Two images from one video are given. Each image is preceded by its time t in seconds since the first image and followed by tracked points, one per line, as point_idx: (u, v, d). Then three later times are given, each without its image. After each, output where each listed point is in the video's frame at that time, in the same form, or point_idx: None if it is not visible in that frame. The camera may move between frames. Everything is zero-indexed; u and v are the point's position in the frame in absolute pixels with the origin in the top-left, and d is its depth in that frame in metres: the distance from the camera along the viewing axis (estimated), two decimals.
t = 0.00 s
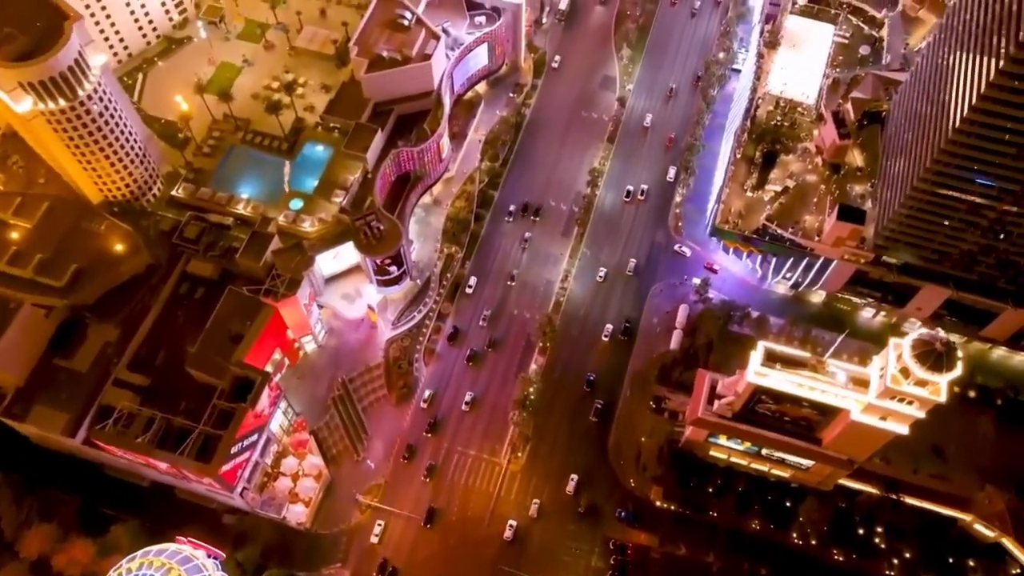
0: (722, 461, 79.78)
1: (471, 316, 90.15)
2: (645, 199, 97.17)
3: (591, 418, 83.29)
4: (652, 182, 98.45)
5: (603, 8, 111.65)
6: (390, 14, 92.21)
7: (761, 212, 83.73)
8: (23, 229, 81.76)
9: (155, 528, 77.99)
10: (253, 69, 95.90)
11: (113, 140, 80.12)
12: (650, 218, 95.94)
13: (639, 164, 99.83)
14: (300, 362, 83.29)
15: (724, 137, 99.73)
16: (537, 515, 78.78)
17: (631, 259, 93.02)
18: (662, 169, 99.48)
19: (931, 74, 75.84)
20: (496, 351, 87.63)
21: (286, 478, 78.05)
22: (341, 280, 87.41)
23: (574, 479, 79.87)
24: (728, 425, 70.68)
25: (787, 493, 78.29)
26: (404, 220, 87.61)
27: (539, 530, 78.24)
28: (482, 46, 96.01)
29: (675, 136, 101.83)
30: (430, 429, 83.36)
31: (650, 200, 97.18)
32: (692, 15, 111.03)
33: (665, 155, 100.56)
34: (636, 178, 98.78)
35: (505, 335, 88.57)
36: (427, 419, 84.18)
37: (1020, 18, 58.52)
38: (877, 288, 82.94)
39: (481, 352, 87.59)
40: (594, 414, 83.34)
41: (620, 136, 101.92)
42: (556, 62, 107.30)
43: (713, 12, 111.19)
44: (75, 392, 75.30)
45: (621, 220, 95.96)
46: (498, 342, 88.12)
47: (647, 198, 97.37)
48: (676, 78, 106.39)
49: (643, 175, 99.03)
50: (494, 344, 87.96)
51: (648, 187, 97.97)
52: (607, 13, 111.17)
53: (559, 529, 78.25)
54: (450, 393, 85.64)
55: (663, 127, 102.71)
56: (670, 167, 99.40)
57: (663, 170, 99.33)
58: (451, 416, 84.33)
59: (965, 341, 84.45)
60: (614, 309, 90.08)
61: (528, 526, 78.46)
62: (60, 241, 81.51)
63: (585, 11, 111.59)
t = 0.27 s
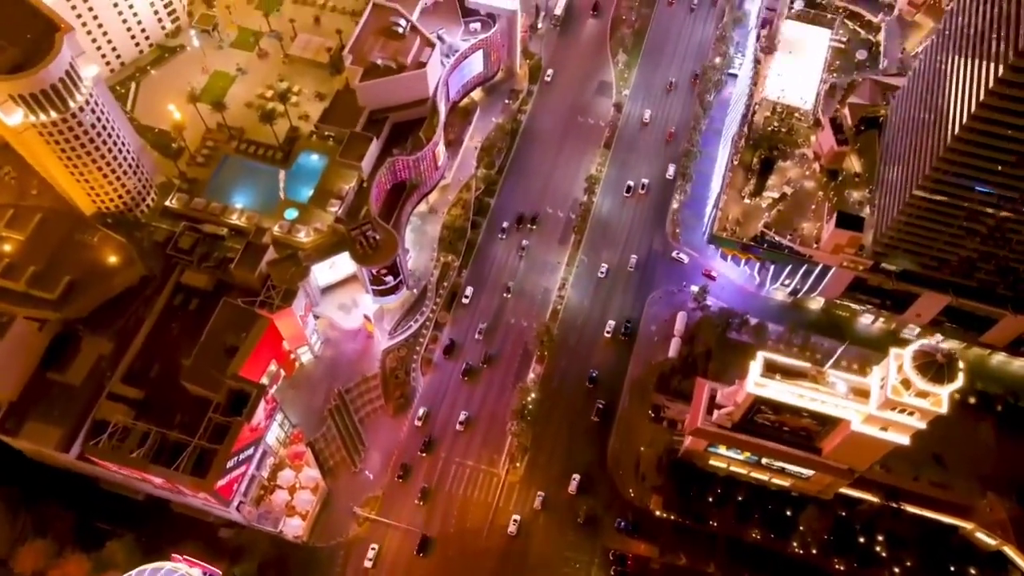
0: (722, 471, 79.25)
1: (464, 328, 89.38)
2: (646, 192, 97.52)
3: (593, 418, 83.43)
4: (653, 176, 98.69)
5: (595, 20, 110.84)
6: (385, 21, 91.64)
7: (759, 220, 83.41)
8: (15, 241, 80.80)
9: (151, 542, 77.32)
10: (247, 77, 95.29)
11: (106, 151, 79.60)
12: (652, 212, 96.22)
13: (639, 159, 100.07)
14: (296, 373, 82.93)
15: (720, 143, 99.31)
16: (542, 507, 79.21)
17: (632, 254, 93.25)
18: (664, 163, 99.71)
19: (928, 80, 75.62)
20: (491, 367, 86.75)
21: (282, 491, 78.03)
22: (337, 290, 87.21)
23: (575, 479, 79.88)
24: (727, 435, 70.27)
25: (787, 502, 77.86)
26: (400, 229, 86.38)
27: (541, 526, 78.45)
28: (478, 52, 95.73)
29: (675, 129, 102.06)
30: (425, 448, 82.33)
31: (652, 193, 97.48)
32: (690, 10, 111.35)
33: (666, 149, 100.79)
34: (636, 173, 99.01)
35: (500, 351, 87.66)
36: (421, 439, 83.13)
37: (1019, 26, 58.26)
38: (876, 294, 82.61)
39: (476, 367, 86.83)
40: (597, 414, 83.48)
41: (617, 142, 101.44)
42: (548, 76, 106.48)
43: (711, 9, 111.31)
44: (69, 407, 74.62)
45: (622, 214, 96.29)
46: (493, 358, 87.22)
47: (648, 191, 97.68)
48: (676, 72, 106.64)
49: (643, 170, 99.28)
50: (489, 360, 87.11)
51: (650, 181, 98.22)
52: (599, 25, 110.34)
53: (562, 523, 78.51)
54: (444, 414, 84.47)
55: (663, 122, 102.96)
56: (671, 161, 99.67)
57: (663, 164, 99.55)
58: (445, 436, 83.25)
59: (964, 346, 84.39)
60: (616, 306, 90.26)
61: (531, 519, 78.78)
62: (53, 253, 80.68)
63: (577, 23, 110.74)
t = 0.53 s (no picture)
0: (722, 481, 78.70)
1: (456, 343, 88.56)
2: (647, 186, 98.07)
3: (596, 418, 83.35)
4: (654, 170, 99.25)
5: (587, 35, 109.57)
6: (379, 30, 91.09)
7: (756, 227, 82.80)
8: (7, 255, 79.78)
9: (146, 559, 76.58)
10: (240, 87, 94.48)
11: (98, 164, 78.83)
12: (653, 205, 96.76)
13: (639, 154, 100.46)
14: (292, 386, 82.31)
15: (717, 149, 99.01)
16: (546, 498, 79.54)
17: (633, 250, 93.62)
18: (664, 157, 100.24)
19: (925, 87, 75.24)
20: (487, 386, 85.61)
21: (279, 506, 77.35)
22: (333, 301, 86.58)
23: (578, 479, 79.94)
24: (728, 446, 69.70)
25: (788, 512, 77.39)
26: (395, 239, 86.40)
27: (544, 522, 78.61)
28: (473, 60, 95.76)
29: (675, 123, 102.56)
30: (419, 470, 81.16)
31: (653, 186, 98.07)
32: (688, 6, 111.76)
33: (666, 142, 101.30)
34: (637, 168, 99.49)
35: (495, 369, 86.54)
36: (415, 462, 81.88)
37: (1017, 36, 57.92)
38: (875, 301, 82.09)
39: (471, 385, 85.76)
40: (598, 414, 83.41)
41: (613, 150, 100.87)
42: (540, 92, 105.17)
43: (709, 4, 111.44)
44: (62, 424, 73.80)
45: (623, 207, 96.83)
46: (488, 377, 86.10)
47: (649, 185, 98.26)
48: (675, 65, 107.15)
49: (643, 164, 99.77)
50: (484, 379, 85.96)
51: (650, 175, 98.78)
52: (592, 40, 109.06)
53: (565, 515, 78.81)
54: (438, 433, 83.35)
55: (662, 116, 103.46)
56: (671, 156, 100.14)
57: (663, 160, 99.99)
58: (438, 460, 81.91)
59: (963, 352, 84.19)
60: (618, 303, 90.49)
61: (535, 513, 79.04)
62: (45, 267, 79.82)
63: (569, 38, 109.40)
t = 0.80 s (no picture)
0: (721, 491, 78.17)
1: (449, 356, 87.83)
2: (647, 180, 98.36)
3: (596, 419, 83.34)
4: (654, 164, 99.54)
5: (579, 50, 108.40)
6: (373, 38, 90.36)
7: (755, 236, 82.38)
8: None
9: None
10: (234, 96, 93.84)
11: (90, 177, 78.13)
12: (654, 198, 97.12)
13: (640, 147, 100.82)
14: (287, 399, 81.87)
15: (714, 155, 98.58)
16: (551, 491, 79.94)
17: (634, 246, 93.79)
18: (665, 151, 100.49)
19: (923, 95, 74.90)
20: (481, 407, 84.47)
21: (275, 521, 76.61)
22: (329, 313, 85.78)
23: (580, 479, 79.85)
24: (728, 458, 69.18)
25: (788, 523, 76.92)
26: (391, 249, 85.57)
27: (548, 513, 78.98)
28: (467, 67, 94.98)
29: (674, 117, 102.83)
30: (412, 494, 79.94)
31: (654, 180, 98.39)
32: None
33: (666, 136, 101.59)
34: (637, 162, 99.77)
35: (489, 389, 85.38)
36: (409, 485, 80.73)
37: (1016, 46, 57.63)
38: (874, 309, 81.46)
39: (466, 404, 84.65)
40: (599, 415, 83.36)
41: (610, 156, 100.29)
42: (532, 108, 104.02)
43: (705, 9, 111.15)
44: (54, 440, 72.76)
45: (623, 203, 97.00)
46: (482, 398, 84.92)
47: (649, 179, 98.56)
48: (675, 58, 107.42)
49: (644, 158, 100.06)
50: (478, 399, 84.82)
51: (651, 168, 99.08)
52: (584, 55, 107.92)
53: (565, 503, 79.37)
54: (433, 457, 82.12)
55: (662, 110, 103.72)
56: (672, 151, 100.30)
57: (665, 154, 100.26)
58: (432, 484, 80.76)
59: (962, 359, 83.84)
60: (619, 299, 90.65)
61: (539, 506, 79.30)
62: (38, 280, 78.87)
63: (561, 55, 108.14)
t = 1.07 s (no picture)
0: (721, 501, 77.75)
1: (445, 367, 86.79)
2: (647, 174, 98.79)
3: (598, 417, 83.46)
4: (654, 158, 100.12)
5: (572, 64, 107.25)
6: (367, 47, 89.95)
7: (753, 243, 81.95)
8: None
9: None
10: (227, 105, 93.20)
11: (82, 190, 77.49)
12: (654, 192, 97.62)
13: (640, 141, 101.38)
14: (284, 411, 81.99)
15: (711, 160, 98.14)
16: (555, 484, 80.28)
17: (635, 241, 94.05)
18: (666, 145, 101.11)
19: (920, 102, 74.52)
20: (476, 427, 83.22)
21: (272, 535, 75.33)
22: (325, 324, 85.64)
23: (582, 478, 79.89)
24: (728, 469, 68.81)
25: (789, 532, 76.51)
26: (388, 258, 85.01)
27: (553, 500, 79.58)
28: (462, 75, 94.70)
29: (673, 112, 103.45)
30: (406, 518, 78.72)
31: (654, 175, 98.78)
32: None
33: (665, 131, 102.12)
34: (637, 156, 100.24)
35: (484, 411, 84.02)
36: (403, 507, 79.46)
37: (1016, 54, 57.39)
38: (872, 315, 81.04)
39: (461, 421, 83.46)
40: (601, 414, 83.47)
41: (606, 163, 99.76)
42: (526, 123, 102.86)
43: (700, 14, 110.83)
44: (48, 455, 71.96)
45: (624, 196, 97.50)
46: (478, 417, 83.65)
47: (649, 173, 98.96)
48: (674, 53, 107.95)
49: (644, 152, 100.53)
50: (473, 419, 83.55)
51: (650, 163, 99.63)
52: (577, 71, 106.68)
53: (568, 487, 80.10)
54: (427, 480, 80.77)
55: (660, 105, 104.23)
56: (672, 145, 100.95)
57: (665, 148, 100.83)
58: (427, 507, 79.43)
59: (962, 365, 83.35)
60: (620, 293, 91.01)
61: (543, 498, 79.73)
62: (30, 294, 78.64)
63: (554, 69, 106.89)
